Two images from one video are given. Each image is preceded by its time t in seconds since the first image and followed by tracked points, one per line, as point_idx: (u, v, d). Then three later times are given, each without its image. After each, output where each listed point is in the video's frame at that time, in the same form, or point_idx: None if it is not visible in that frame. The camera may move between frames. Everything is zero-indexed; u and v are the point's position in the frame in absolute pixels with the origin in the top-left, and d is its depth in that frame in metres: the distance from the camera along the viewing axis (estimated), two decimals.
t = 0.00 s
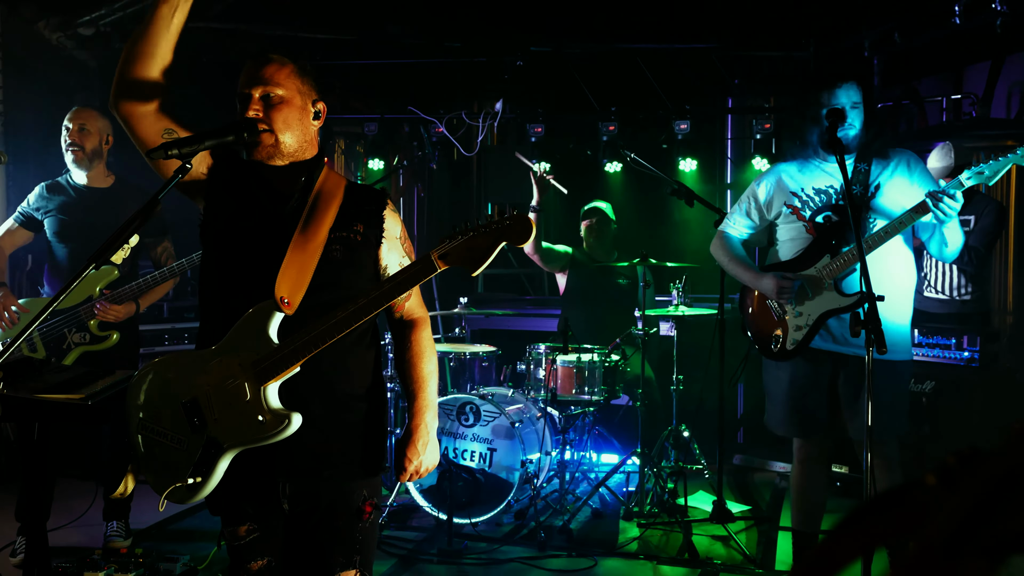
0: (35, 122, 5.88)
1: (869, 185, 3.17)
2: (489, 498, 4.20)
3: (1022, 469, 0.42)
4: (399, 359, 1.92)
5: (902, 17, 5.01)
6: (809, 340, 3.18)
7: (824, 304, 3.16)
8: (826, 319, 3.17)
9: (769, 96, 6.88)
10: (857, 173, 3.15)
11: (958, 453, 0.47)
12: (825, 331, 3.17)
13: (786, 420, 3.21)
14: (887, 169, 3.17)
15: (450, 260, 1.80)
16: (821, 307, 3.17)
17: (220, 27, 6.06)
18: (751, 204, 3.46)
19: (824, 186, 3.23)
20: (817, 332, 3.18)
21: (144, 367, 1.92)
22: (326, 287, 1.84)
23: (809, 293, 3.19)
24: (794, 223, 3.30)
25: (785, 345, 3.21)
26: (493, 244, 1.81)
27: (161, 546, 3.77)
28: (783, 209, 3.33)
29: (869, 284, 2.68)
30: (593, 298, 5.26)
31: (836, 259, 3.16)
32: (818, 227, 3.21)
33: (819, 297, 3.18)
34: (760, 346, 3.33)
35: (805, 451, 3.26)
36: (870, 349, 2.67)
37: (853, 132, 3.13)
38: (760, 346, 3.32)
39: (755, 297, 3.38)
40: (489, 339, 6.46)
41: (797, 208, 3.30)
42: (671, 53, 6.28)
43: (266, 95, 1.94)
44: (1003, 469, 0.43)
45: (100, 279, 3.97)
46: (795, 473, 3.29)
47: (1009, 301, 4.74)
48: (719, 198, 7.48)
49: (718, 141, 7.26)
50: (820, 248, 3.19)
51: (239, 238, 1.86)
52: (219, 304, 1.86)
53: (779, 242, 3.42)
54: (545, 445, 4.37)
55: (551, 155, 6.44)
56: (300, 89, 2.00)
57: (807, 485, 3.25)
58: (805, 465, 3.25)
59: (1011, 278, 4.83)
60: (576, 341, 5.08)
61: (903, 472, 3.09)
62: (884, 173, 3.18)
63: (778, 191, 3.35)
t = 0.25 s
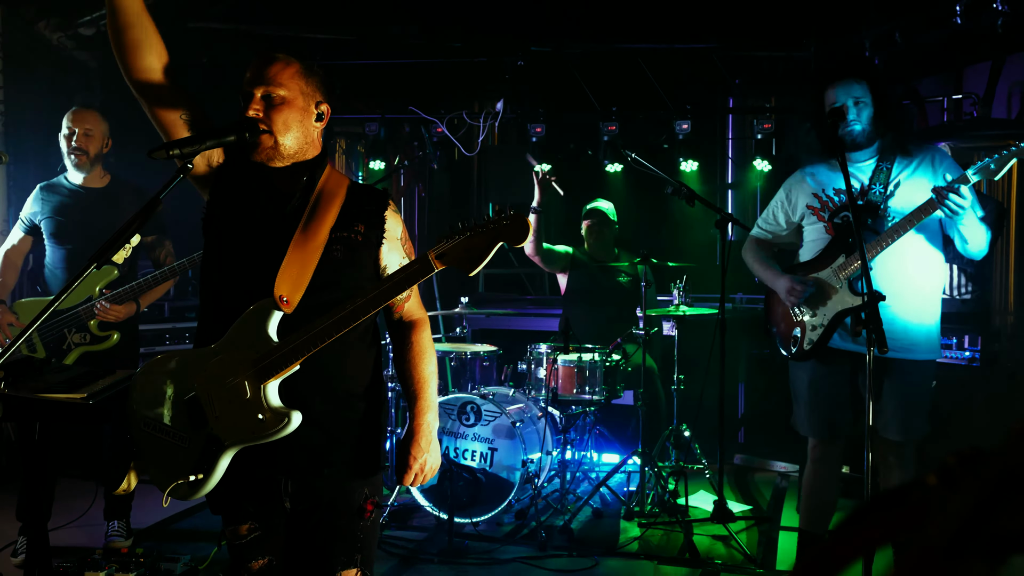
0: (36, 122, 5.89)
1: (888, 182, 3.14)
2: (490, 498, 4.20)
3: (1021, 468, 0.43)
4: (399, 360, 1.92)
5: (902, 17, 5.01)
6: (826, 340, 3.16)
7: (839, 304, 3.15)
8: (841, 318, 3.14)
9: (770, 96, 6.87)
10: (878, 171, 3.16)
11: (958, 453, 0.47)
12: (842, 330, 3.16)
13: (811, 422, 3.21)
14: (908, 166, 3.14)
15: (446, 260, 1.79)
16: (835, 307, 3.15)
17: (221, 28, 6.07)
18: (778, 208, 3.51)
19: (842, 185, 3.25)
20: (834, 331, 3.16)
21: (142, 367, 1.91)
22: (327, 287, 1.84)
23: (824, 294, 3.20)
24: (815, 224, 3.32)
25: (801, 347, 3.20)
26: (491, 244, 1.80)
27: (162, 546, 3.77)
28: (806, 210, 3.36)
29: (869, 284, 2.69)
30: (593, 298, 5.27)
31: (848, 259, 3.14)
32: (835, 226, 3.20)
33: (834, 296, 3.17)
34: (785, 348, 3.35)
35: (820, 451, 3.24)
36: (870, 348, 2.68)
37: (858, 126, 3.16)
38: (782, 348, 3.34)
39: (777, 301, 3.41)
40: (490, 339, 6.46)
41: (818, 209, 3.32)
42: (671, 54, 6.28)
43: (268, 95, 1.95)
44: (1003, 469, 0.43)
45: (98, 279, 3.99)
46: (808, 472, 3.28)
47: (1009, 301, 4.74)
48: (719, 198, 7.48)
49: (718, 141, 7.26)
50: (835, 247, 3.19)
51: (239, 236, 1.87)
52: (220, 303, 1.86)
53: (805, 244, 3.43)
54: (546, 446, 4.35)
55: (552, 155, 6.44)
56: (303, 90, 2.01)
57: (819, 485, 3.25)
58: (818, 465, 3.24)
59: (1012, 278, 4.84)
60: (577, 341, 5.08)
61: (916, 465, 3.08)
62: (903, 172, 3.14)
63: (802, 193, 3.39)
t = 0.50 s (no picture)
0: (36, 123, 5.89)
1: (900, 184, 3.10)
2: (489, 498, 4.20)
3: (1021, 469, 0.42)
4: (400, 362, 1.93)
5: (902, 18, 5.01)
6: (831, 338, 3.19)
7: (840, 303, 3.16)
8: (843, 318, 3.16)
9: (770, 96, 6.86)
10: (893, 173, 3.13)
11: (957, 453, 0.47)
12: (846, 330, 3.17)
13: (819, 421, 3.23)
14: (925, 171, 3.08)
15: (448, 263, 1.79)
16: (837, 306, 3.17)
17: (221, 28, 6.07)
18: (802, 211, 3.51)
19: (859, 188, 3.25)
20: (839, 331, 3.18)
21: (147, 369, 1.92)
22: (328, 288, 1.84)
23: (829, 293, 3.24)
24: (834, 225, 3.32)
25: (807, 346, 3.25)
26: (493, 248, 1.80)
27: (162, 546, 3.77)
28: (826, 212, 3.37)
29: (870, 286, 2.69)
30: (593, 298, 5.27)
31: (851, 260, 3.15)
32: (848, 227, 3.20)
33: (837, 296, 3.19)
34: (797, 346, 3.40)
35: (827, 449, 3.25)
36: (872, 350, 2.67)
37: (874, 137, 3.16)
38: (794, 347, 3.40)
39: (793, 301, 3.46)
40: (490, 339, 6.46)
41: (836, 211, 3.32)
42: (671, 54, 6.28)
43: (269, 96, 1.95)
44: (1002, 469, 0.43)
45: (94, 279, 3.98)
46: (813, 470, 3.28)
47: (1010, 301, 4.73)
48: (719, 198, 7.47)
49: (718, 141, 7.26)
50: (842, 248, 3.20)
51: (241, 237, 1.87)
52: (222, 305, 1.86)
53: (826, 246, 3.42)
54: (545, 446, 4.37)
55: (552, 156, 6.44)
56: (306, 90, 1.99)
57: (823, 483, 3.25)
58: (824, 462, 3.24)
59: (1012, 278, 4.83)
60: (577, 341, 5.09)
61: (923, 463, 3.06)
62: (919, 174, 3.09)
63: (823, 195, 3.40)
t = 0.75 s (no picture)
0: (36, 123, 5.89)
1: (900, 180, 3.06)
2: (491, 497, 4.17)
3: (1020, 468, 0.42)
4: (402, 357, 1.93)
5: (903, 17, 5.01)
6: (824, 336, 3.23)
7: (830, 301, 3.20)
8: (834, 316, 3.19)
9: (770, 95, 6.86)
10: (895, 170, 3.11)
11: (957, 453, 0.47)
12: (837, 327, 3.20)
13: (818, 418, 3.27)
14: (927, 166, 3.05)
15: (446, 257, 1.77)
16: (827, 304, 3.22)
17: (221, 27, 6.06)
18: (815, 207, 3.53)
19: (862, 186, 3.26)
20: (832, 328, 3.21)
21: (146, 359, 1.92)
22: (328, 287, 1.84)
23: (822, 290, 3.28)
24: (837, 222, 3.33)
25: (800, 340, 3.31)
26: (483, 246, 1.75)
27: (162, 545, 3.77)
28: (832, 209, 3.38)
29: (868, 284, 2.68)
30: (594, 297, 5.27)
31: (844, 257, 3.18)
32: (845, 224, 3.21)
33: (829, 294, 3.22)
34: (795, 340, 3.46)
35: (825, 445, 3.26)
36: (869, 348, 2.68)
37: (886, 127, 3.16)
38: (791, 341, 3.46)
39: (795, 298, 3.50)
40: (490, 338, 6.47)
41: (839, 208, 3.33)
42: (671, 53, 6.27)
43: (269, 96, 1.95)
44: (1002, 468, 0.42)
45: (99, 277, 3.99)
46: (813, 467, 3.28)
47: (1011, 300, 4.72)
48: (719, 198, 7.47)
49: (718, 141, 7.26)
50: (837, 246, 3.23)
51: (240, 235, 1.87)
52: (223, 303, 1.87)
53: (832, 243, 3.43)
54: (545, 445, 4.38)
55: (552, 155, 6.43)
56: (306, 89, 1.99)
57: (821, 481, 3.24)
58: (824, 459, 3.24)
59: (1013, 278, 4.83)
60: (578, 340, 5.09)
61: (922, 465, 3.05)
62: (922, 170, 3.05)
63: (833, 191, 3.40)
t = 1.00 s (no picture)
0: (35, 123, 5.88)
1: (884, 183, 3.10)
2: (490, 497, 4.17)
3: (1018, 467, 0.42)
4: (399, 361, 1.93)
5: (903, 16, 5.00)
6: (809, 336, 3.23)
7: (814, 302, 3.20)
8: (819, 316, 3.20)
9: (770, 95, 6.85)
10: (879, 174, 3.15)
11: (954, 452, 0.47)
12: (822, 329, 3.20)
13: (805, 420, 3.26)
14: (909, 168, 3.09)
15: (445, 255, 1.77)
16: (811, 305, 3.22)
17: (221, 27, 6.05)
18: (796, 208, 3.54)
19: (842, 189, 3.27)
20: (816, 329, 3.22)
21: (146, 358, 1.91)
22: (326, 288, 1.84)
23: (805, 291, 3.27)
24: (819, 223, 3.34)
25: (784, 341, 3.31)
26: (486, 241, 1.76)
27: (162, 546, 3.77)
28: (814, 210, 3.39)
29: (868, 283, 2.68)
30: (593, 297, 5.27)
31: (829, 259, 3.17)
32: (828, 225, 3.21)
33: (813, 294, 3.22)
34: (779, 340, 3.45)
35: (816, 448, 3.24)
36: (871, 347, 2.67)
37: (869, 144, 3.16)
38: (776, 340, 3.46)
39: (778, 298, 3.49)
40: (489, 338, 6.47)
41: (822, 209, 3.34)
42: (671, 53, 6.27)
43: (267, 96, 1.95)
44: (1000, 469, 0.42)
45: (103, 281, 3.98)
46: (804, 470, 3.27)
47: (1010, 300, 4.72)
48: (718, 197, 7.47)
49: (718, 140, 7.26)
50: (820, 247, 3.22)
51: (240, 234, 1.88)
52: (221, 303, 1.87)
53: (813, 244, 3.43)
54: (545, 445, 4.40)
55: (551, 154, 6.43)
56: (305, 89, 1.99)
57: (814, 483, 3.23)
58: (814, 462, 3.23)
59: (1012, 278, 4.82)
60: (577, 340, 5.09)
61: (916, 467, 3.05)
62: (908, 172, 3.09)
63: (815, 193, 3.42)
